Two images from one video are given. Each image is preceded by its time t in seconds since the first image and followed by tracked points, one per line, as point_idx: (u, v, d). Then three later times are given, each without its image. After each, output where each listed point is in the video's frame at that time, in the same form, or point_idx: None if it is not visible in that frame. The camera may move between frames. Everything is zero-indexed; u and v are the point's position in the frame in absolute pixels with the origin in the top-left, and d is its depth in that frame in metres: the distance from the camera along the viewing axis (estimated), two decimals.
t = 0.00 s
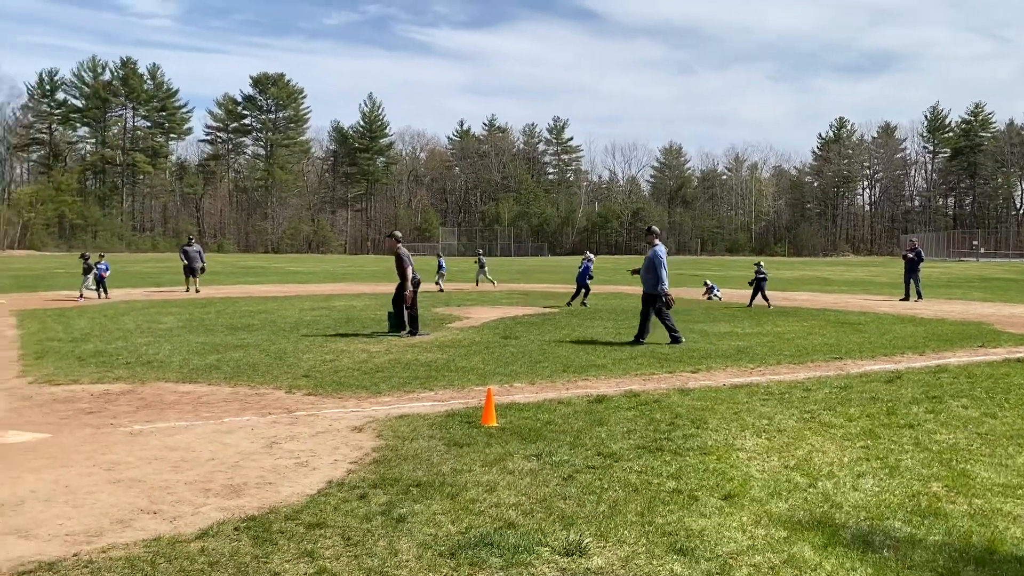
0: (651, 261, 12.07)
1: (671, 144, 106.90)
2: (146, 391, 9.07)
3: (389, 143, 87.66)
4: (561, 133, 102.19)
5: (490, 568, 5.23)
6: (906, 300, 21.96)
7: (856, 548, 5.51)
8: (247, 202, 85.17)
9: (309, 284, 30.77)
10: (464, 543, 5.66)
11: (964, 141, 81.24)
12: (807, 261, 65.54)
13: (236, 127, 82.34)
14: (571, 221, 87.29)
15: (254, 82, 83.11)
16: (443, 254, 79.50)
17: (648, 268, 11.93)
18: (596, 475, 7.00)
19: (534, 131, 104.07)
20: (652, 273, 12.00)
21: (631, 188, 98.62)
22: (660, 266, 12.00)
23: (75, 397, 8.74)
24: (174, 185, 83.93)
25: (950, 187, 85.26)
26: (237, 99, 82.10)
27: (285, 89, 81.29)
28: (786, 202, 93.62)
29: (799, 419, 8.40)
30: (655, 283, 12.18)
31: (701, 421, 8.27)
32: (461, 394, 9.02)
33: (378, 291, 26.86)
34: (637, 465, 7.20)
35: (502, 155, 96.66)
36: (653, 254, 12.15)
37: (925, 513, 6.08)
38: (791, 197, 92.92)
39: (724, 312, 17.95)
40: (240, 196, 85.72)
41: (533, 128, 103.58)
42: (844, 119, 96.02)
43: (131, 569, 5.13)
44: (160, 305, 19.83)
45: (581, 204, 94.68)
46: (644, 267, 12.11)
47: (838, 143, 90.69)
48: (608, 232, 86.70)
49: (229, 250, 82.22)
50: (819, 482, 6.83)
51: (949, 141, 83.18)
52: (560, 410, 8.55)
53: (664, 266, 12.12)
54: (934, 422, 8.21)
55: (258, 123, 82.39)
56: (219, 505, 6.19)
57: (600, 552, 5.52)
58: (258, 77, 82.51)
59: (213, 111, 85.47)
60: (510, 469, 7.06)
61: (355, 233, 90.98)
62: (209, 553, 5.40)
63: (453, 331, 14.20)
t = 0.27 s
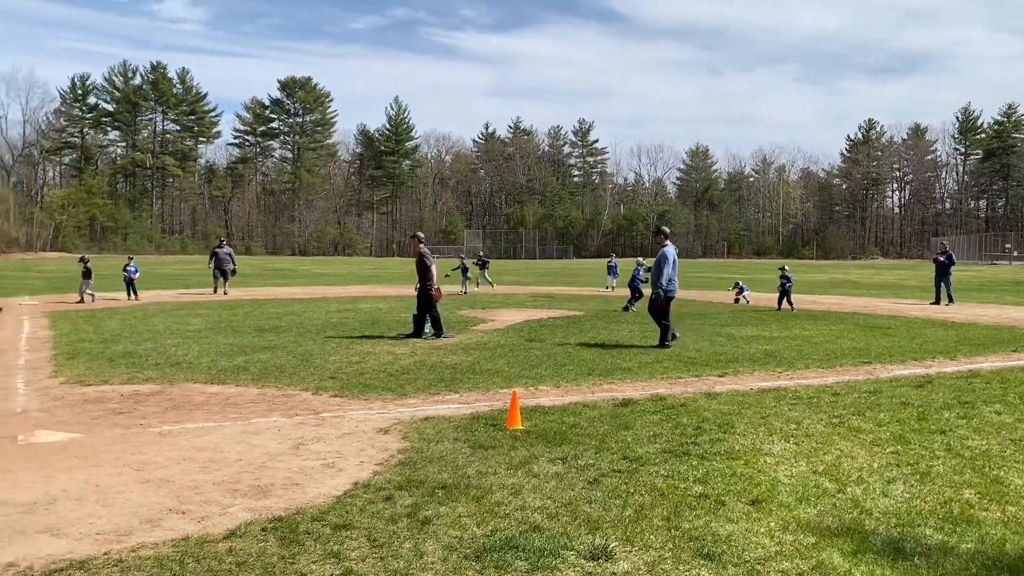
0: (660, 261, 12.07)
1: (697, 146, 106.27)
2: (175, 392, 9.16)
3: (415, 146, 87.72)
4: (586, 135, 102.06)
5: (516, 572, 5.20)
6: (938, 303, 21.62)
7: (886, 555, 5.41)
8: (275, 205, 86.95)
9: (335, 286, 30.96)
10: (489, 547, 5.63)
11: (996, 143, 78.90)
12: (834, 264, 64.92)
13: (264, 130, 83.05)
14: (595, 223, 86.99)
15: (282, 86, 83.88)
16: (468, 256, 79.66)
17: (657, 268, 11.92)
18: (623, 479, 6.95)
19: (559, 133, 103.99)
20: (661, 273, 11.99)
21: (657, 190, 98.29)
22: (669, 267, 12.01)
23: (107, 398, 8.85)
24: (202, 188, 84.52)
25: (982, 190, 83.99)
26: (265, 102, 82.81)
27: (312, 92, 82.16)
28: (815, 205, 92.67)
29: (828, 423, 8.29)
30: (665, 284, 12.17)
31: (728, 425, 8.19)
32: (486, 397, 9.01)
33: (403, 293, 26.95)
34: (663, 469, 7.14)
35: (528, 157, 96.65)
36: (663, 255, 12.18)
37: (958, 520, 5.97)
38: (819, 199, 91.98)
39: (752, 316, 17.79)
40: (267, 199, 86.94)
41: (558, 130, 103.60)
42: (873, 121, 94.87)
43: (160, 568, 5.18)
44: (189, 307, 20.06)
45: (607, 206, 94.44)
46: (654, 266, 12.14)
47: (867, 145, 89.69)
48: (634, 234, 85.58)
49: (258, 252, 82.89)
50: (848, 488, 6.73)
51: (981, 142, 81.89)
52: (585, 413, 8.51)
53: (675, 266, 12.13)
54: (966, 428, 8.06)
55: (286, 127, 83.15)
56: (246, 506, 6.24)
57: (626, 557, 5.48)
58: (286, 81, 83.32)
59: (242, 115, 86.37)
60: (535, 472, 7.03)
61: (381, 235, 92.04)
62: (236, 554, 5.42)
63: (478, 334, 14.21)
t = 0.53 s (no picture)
0: (670, 263, 12.11)
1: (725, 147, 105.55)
2: (205, 392, 9.26)
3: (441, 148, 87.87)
4: (612, 137, 101.85)
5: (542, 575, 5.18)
6: (971, 306, 21.22)
7: (918, 563, 5.31)
8: (303, 207, 86.51)
9: (363, 288, 31.14)
10: (516, 549, 5.62)
11: None
12: (864, 267, 64.05)
13: (293, 133, 83.78)
14: (622, 225, 85.54)
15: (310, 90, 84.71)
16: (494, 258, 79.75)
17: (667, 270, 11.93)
18: (650, 483, 6.90)
19: (586, 134, 103.85)
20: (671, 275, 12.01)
21: (684, 192, 97.80)
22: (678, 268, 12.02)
23: (138, 398, 8.97)
24: (232, 191, 85.36)
25: (1016, 192, 82.49)
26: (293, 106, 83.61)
27: (341, 96, 83.00)
28: (844, 206, 91.43)
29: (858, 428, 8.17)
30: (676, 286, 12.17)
31: (756, 429, 8.11)
32: (512, 399, 9.01)
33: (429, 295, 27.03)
34: (691, 473, 7.09)
35: (554, 159, 96.54)
36: (673, 258, 12.24)
37: (992, 528, 5.85)
38: (849, 201, 90.78)
39: (780, 319, 17.60)
40: (295, 201, 86.94)
41: (585, 132, 103.36)
42: (904, 121, 93.54)
43: (190, 567, 5.22)
44: (219, 308, 20.30)
45: (634, 208, 94.08)
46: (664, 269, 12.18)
47: (897, 146, 88.45)
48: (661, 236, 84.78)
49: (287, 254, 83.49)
50: (879, 493, 6.62)
51: (1016, 143, 80.39)
52: (612, 416, 8.47)
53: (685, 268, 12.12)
54: (1001, 434, 7.90)
55: (314, 130, 83.77)
56: (274, 506, 6.28)
57: (654, 562, 5.43)
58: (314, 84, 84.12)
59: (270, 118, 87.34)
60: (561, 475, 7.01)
61: (408, 237, 92.73)
62: (264, 554, 5.46)
63: (503, 336, 14.21)
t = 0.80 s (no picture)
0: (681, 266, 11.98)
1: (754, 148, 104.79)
2: (235, 392, 9.35)
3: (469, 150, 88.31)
4: (640, 138, 101.62)
5: None
6: (1007, 309, 20.81)
7: (954, 570, 5.20)
8: (332, 209, 87.71)
9: (389, 289, 31.31)
10: (543, 551, 5.60)
11: None
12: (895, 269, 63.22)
13: (321, 136, 84.50)
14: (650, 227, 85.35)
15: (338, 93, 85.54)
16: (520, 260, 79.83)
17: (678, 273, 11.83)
18: (679, 487, 6.84)
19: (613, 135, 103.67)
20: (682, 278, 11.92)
21: (713, 193, 97.51)
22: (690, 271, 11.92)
23: (170, 398, 9.08)
24: (262, 193, 86.28)
25: None
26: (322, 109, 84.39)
27: (369, 99, 83.66)
28: (876, 208, 90.30)
29: (890, 432, 8.05)
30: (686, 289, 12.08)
31: (787, 433, 8.02)
32: (539, 401, 8.99)
33: (456, 296, 27.12)
34: (720, 477, 7.02)
35: (581, 160, 96.40)
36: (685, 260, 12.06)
37: None
38: (880, 203, 89.61)
39: (810, 321, 17.40)
40: (324, 204, 88.01)
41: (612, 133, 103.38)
42: (938, 121, 92.09)
43: (220, 565, 5.27)
44: (248, 309, 20.50)
45: (662, 209, 93.79)
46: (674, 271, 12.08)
47: (931, 146, 87.19)
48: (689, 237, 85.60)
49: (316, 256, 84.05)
50: (912, 499, 6.51)
51: None
52: (640, 419, 8.41)
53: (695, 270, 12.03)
54: None
55: (343, 132, 84.39)
56: (304, 506, 6.32)
57: (683, 566, 5.38)
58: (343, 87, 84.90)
59: (300, 121, 88.17)
60: (589, 477, 6.98)
61: (435, 239, 93.31)
62: (293, 554, 5.50)
63: (530, 338, 14.20)
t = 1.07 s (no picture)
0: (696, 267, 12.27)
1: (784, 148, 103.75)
2: (265, 391, 9.43)
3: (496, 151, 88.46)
4: (668, 138, 101.20)
5: None
6: None
7: None
8: (360, 210, 88.08)
9: (416, 289, 31.41)
10: (571, 553, 5.58)
11: None
12: (927, 270, 62.32)
13: (350, 138, 85.14)
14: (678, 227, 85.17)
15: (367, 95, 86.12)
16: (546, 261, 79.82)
17: (693, 270, 12.17)
18: (708, 489, 6.78)
19: (641, 136, 103.32)
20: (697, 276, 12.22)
21: (742, 194, 96.85)
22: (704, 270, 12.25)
23: (201, 397, 9.18)
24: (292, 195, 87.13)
25: None
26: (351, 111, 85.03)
27: (397, 101, 84.32)
28: (908, 208, 88.94)
29: (924, 435, 7.92)
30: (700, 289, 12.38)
31: (818, 436, 7.92)
32: (566, 402, 8.96)
33: (483, 297, 27.16)
34: (750, 480, 6.94)
35: (609, 161, 96.09)
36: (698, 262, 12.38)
37: None
38: (913, 203, 88.21)
39: (841, 323, 17.18)
40: (352, 205, 88.48)
41: (639, 134, 103.33)
42: (972, 120, 90.48)
43: (250, 564, 5.31)
44: (278, 309, 20.70)
45: (690, 210, 93.33)
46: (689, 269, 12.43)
47: (965, 146, 85.71)
48: (718, 238, 85.59)
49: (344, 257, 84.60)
50: (947, 503, 6.39)
51: None
52: (669, 421, 8.36)
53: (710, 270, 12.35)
54: None
55: (371, 134, 85.00)
56: (333, 504, 6.35)
57: (713, 569, 5.32)
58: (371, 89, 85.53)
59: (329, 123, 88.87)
60: (617, 479, 6.95)
61: (462, 239, 93.61)
62: (323, 552, 5.52)
63: (558, 339, 14.19)
